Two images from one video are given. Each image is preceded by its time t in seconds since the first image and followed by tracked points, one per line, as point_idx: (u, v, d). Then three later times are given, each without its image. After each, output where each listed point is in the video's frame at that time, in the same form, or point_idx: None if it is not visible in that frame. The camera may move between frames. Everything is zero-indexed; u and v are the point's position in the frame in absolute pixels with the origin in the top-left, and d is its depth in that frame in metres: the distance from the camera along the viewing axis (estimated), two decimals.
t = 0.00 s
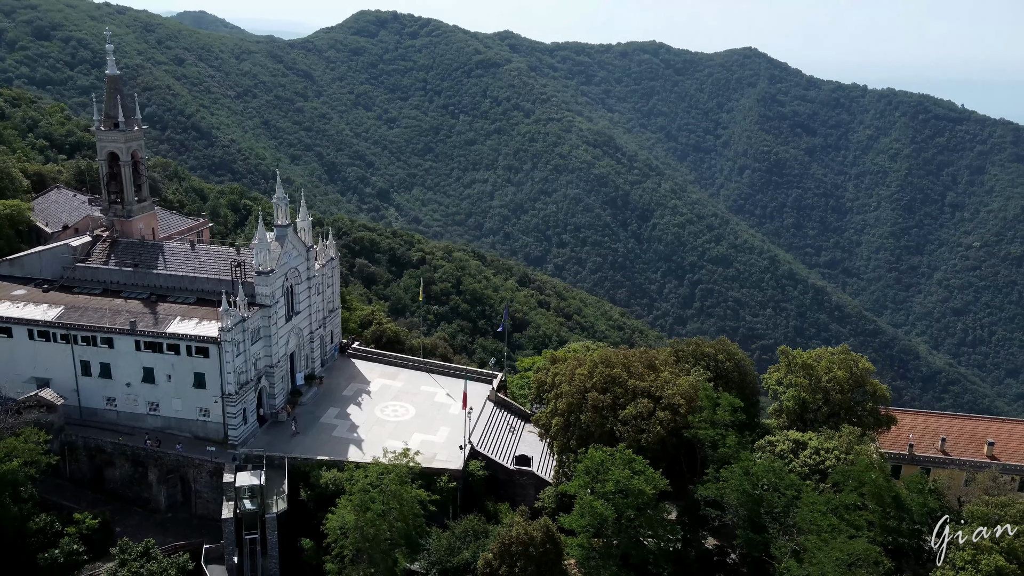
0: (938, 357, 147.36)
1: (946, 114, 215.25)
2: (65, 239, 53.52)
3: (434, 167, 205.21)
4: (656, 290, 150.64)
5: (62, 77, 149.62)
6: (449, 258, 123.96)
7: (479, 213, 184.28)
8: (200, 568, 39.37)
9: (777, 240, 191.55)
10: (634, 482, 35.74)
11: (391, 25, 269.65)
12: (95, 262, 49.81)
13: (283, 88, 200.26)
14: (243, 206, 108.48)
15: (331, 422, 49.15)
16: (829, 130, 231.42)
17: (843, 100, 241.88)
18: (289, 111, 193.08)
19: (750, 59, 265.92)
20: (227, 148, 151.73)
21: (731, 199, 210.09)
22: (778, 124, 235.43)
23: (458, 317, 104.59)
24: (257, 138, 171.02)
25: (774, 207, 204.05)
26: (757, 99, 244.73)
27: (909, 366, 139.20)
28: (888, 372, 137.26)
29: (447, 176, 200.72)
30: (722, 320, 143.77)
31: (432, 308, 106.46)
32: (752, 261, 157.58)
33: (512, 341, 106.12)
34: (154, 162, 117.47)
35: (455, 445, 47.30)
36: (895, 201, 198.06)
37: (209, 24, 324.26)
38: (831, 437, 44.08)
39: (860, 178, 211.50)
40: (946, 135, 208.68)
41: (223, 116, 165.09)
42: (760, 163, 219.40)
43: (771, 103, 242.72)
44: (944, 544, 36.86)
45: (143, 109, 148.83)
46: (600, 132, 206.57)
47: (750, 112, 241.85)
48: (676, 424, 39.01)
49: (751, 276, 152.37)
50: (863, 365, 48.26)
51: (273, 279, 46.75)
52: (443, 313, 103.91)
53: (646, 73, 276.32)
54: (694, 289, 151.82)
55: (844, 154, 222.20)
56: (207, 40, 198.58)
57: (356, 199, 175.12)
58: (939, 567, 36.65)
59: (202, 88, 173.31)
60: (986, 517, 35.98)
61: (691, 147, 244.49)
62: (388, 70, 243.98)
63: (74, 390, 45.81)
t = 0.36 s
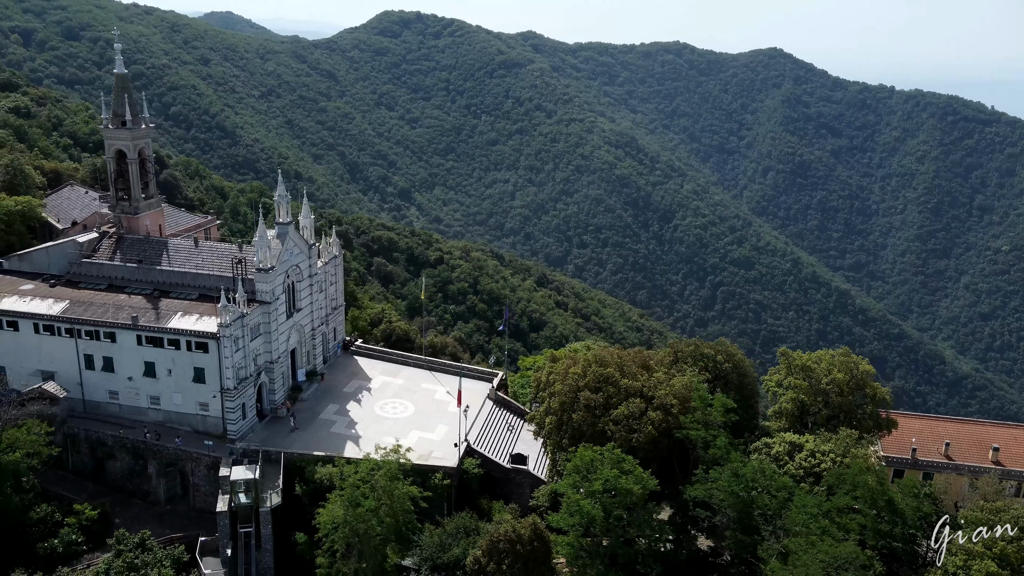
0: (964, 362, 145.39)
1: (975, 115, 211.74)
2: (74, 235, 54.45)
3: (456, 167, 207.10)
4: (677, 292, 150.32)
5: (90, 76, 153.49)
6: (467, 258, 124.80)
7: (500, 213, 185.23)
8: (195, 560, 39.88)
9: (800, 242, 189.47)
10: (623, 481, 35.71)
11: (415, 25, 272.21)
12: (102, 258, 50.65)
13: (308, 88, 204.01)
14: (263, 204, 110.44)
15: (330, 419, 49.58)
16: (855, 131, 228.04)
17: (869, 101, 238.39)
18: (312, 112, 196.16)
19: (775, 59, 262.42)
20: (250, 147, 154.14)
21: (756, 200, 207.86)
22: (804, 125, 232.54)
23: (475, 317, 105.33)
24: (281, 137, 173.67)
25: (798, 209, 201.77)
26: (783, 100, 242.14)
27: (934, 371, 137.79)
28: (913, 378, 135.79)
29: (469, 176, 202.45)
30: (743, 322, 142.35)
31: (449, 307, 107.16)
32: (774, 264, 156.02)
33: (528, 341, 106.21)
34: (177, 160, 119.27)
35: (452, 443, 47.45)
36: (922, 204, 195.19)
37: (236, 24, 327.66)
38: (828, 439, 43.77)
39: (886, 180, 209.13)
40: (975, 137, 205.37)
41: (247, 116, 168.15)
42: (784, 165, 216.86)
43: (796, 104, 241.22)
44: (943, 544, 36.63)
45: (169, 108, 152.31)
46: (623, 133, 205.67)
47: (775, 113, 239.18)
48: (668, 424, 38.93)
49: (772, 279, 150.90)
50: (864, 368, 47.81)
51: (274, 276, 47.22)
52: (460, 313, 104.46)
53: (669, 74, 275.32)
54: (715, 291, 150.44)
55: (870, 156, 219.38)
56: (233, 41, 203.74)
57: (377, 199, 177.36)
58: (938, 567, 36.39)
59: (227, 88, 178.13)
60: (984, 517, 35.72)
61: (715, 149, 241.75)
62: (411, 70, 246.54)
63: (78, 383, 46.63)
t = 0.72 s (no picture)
0: (988, 368, 143.73)
1: (1003, 117, 208.38)
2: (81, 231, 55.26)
3: (477, 167, 208.49)
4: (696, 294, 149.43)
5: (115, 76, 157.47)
6: (484, 258, 125.41)
7: (520, 214, 186.12)
8: (191, 552, 40.38)
9: (822, 245, 187.86)
10: (612, 481, 35.70)
11: (436, 25, 274.31)
12: (107, 254, 51.42)
13: (329, 88, 206.97)
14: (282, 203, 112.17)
15: (329, 415, 49.99)
16: (879, 133, 224.44)
17: (894, 102, 234.29)
18: (333, 111, 198.71)
19: (797, 59, 258.28)
20: (271, 147, 156.00)
21: (778, 201, 206.10)
22: (826, 126, 228.90)
23: (491, 316, 105.75)
24: (302, 136, 175.83)
25: (820, 211, 199.89)
26: (806, 101, 239.48)
27: (958, 376, 136.71)
28: (936, 382, 134.34)
29: (489, 176, 203.70)
30: (763, 324, 140.99)
31: (465, 307, 107.72)
32: (795, 266, 154.38)
33: (544, 341, 106.42)
34: (196, 158, 120.80)
35: (449, 440, 47.61)
36: (948, 206, 192.43)
37: (259, 25, 330.42)
38: (827, 441, 43.44)
39: (910, 182, 206.69)
40: (1002, 139, 202.21)
41: (268, 116, 170.64)
42: (807, 167, 214.34)
43: (819, 105, 238.07)
44: (945, 543, 36.36)
45: (190, 108, 155.15)
46: (643, 133, 204.51)
47: (797, 115, 236.43)
48: (659, 424, 38.89)
49: (794, 282, 149.39)
50: (865, 370, 47.43)
51: (274, 274, 47.69)
52: (476, 312, 104.87)
53: (691, 74, 273.90)
54: (735, 293, 149.08)
55: (893, 158, 216.73)
56: (255, 41, 207.93)
57: (397, 199, 179.02)
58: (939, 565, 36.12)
59: (250, 87, 181.28)
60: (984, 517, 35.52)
61: (737, 150, 239.19)
62: (431, 70, 248.45)
63: (81, 377, 47.35)
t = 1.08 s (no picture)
0: (1017, 374, 141.29)
1: None
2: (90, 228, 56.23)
3: (499, 167, 209.04)
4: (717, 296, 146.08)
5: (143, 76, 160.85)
6: (502, 258, 125.79)
7: (541, 214, 186.53)
8: (188, 544, 40.96)
9: (847, 247, 185.99)
10: (600, 480, 35.80)
11: (459, 27, 275.81)
12: (113, 251, 52.30)
13: (351, 88, 208.87)
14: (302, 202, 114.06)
15: (329, 411, 50.43)
16: (906, 135, 220.33)
17: (922, 103, 228.91)
18: (355, 111, 201.16)
19: (823, 60, 252.49)
20: (293, 146, 157.71)
21: (801, 204, 204.43)
22: (852, 128, 223.79)
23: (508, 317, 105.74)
24: (324, 136, 177.80)
25: (845, 213, 197.62)
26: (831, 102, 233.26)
27: (985, 382, 135.00)
28: (962, 388, 132.34)
29: (511, 176, 204.26)
30: (786, 327, 138.82)
31: (482, 307, 107.90)
32: (818, 269, 151.75)
33: (561, 341, 106.32)
34: (218, 157, 122.67)
35: (445, 437, 47.81)
36: (977, 209, 189.20)
37: (285, 26, 334.06)
38: (823, 444, 43.14)
39: (938, 185, 203.39)
40: None
41: (292, 115, 172.86)
42: (832, 168, 211.55)
43: (845, 107, 231.18)
44: (944, 544, 35.96)
45: (215, 108, 158.50)
46: (666, 134, 203.05)
47: (823, 116, 231.23)
48: (650, 424, 38.89)
49: (817, 284, 147.19)
50: (865, 373, 46.96)
51: (274, 271, 48.21)
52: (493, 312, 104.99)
53: (716, 74, 271.94)
54: (756, 296, 145.35)
55: (921, 160, 213.42)
56: (281, 43, 211.19)
57: (418, 198, 179.85)
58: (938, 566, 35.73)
59: (274, 87, 183.81)
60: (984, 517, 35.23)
61: (760, 151, 235.36)
62: (454, 70, 249.87)
63: (86, 371, 48.21)
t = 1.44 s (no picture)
0: None
1: None
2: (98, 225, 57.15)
3: (520, 167, 209.32)
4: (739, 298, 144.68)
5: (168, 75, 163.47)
6: (520, 258, 126.04)
7: (563, 215, 186.57)
8: (185, 537, 41.56)
9: (872, 250, 184.07)
10: (588, 478, 35.90)
11: (482, 27, 276.66)
12: (121, 247, 53.13)
13: (373, 88, 210.25)
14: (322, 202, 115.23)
15: (329, 407, 50.94)
16: (934, 137, 217.19)
17: (950, 105, 226.57)
18: (378, 111, 202.60)
19: (850, 61, 248.47)
20: (316, 146, 158.67)
21: (826, 206, 202.41)
22: (878, 129, 220.14)
23: (525, 316, 105.70)
24: (347, 136, 179.35)
25: (870, 215, 195.44)
26: (858, 103, 229.69)
27: (1013, 389, 133.50)
28: (989, 394, 130.59)
29: (532, 176, 204.48)
30: (808, 330, 137.06)
31: (499, 307, 107.97)
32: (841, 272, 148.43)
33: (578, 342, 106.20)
34: (239, 156, 124.18)
35: (441, 435, 48.06)
36: (1006, 212, 186.13)
37: (310, 26, 337.03)
38: (820, 446, 42.89)
39: (966, 187, 200.06)
40: None
41: (315, 115, 174.61)
42: (858, 170, 208.73)
43: (872, 108, 228.81)
44: (943, 543, 35.79)
45: (240, 108, 161.14)
46: (689, 135, 201.49)
47: (849, 117, 227.38)
48: (642, 424, 38.93)
49: (840, 287, 144.87)
50: (865, 376, 46.59)
51: (276, 268, 48.73)
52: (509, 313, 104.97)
53: (740, 75, 268.87)
54: (779, 298, 144.20)
55: (949, 162, 209.97)
56: (305, 43, 213.53)
57: (440, 198, 180.55)
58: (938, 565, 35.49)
59: (297, 87, 185.77)
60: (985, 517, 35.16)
61: (784, 153, 231.34)
62: (477, 71, 250.71)
63: (91, 365, 49.06)
